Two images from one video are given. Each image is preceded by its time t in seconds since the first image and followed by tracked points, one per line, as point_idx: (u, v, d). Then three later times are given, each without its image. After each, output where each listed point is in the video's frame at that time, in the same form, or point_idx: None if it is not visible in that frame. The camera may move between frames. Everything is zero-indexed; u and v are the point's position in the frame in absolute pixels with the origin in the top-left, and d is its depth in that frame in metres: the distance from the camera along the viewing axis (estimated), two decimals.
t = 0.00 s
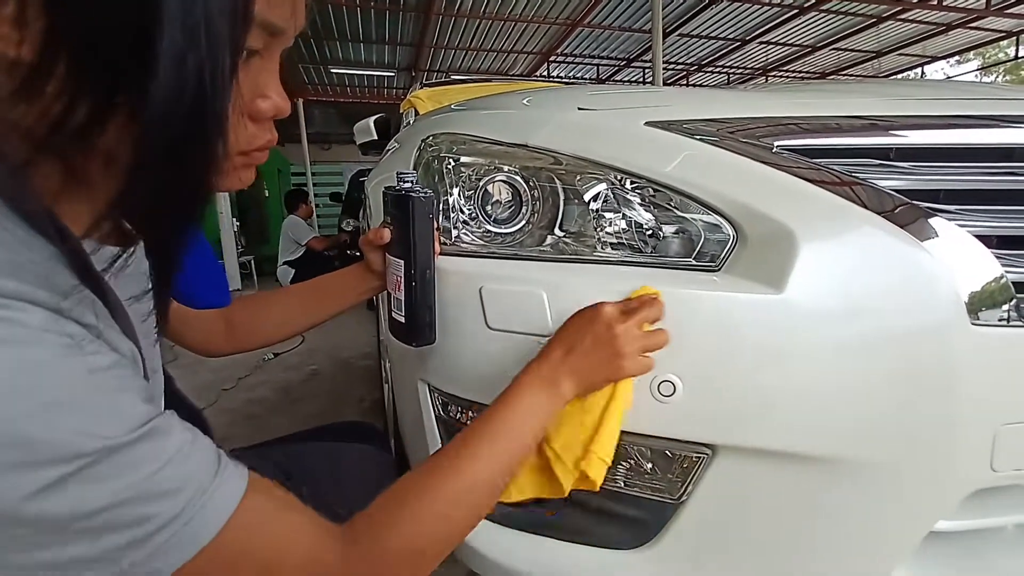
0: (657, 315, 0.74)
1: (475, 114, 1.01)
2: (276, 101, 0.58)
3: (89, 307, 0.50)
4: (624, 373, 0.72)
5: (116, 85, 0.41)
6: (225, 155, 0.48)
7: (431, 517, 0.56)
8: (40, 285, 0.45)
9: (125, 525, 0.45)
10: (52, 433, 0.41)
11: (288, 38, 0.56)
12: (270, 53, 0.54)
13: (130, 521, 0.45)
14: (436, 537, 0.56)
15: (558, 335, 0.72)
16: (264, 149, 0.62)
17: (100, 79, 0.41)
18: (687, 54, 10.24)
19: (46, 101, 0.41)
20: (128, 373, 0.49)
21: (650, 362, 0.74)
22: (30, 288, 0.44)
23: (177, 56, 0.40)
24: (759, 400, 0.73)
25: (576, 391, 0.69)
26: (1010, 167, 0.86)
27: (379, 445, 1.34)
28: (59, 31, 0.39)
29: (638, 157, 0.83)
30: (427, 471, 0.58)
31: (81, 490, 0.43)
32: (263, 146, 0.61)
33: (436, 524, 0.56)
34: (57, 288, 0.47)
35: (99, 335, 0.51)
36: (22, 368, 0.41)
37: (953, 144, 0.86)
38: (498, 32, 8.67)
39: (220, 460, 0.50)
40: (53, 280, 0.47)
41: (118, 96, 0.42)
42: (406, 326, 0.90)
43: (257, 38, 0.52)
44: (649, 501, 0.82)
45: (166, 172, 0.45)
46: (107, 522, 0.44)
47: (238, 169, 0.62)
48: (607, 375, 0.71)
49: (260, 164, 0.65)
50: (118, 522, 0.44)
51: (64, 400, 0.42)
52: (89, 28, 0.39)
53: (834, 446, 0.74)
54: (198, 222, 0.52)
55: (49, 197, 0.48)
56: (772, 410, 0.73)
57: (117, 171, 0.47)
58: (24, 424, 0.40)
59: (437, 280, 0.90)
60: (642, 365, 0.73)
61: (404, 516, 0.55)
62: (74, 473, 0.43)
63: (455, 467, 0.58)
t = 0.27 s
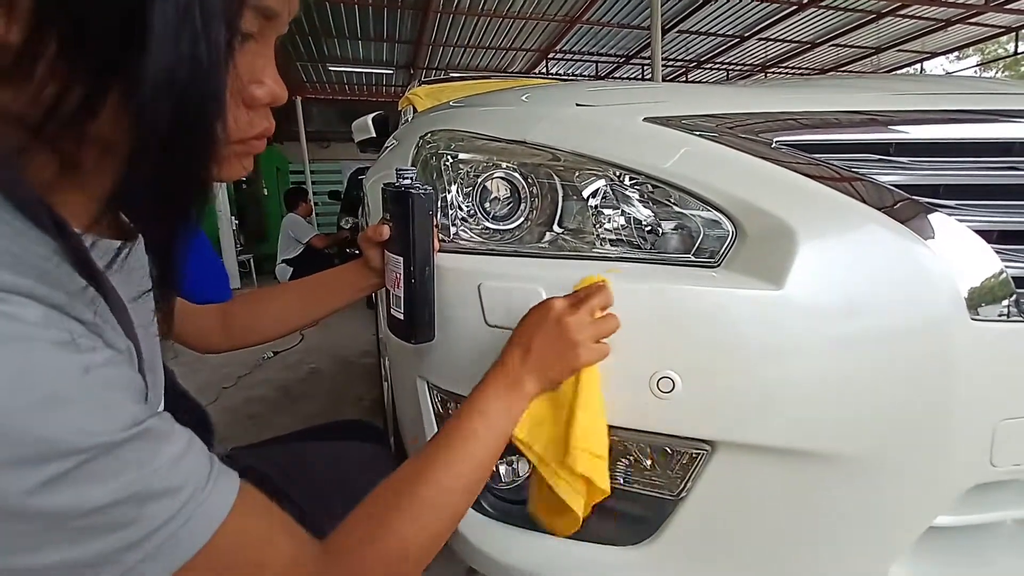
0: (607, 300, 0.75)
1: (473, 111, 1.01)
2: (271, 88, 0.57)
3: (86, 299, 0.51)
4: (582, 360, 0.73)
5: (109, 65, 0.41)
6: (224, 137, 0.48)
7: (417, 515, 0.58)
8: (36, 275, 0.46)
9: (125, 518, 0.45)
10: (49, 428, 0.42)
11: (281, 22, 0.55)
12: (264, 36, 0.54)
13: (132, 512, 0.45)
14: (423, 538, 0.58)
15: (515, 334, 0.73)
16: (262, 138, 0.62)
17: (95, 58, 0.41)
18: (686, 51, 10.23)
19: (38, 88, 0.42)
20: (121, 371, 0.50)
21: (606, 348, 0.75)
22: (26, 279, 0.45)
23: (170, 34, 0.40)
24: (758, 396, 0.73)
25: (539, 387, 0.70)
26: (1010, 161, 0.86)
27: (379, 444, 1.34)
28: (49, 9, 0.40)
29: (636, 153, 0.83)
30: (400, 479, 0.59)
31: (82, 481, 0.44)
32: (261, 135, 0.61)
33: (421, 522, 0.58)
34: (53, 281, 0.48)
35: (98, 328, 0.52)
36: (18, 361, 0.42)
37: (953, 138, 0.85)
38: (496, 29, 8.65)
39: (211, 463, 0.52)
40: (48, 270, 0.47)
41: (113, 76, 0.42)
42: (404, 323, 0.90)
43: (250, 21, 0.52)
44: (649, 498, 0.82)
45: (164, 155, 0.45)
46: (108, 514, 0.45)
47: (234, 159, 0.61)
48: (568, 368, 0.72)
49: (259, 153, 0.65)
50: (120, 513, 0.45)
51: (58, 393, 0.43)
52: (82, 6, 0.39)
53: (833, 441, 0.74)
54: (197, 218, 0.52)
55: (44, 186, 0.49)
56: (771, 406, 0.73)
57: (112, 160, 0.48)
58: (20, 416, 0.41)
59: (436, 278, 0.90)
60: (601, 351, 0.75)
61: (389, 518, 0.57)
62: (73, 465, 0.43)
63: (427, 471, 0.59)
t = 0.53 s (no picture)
0: (611, 294, 0.75)
1: (471, 109, 1.00)
2: (270, 78, 0.57)
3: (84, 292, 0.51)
4: (580, 354, 0.72)
5: (110, 55, 0.42)
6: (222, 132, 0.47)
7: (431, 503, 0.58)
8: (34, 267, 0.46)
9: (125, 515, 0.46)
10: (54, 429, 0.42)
11: (275, 11, 0.56)
12: (262, 23, 0.55)
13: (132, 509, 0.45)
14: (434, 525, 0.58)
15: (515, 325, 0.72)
16: (264, 131, 0.62)
17: (95, 47, 0.41)
18: (685, 50, 10.23)
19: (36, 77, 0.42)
20: (127, 363, 0.51)
21: (604, 342, 0.74)
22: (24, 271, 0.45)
23: (168, 23, 0.40)
24: (756, 394, 0.73)
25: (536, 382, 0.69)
26: (1009, 160, 0.86)
27: (378, 443, 1.34)
28: None
29: (635, 152, 0.83)
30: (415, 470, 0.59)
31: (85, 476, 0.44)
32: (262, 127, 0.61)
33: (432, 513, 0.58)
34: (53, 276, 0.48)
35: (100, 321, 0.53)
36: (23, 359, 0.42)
37: (951, 137, 0.85)
38: (495, 28, 8.65)
39: (215, 457, 0.52)
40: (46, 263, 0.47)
41: (113, 64, 0.42)
42: (402, 322, 0.90)
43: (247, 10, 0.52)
44: (647, 497, 0.82)
45: (163, 149, 0.45)
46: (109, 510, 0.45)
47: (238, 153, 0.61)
48: (563, 361, 0.71)
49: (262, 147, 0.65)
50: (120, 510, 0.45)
51: (63, 392, 0.43)
52: None
53: (832, 440, 0.74)
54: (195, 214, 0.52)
55: (44, 179, 0.50)
56: (770, 405, 0.73)
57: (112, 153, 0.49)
58: (25, 417, 0.41)
59: (434, 277, 0.89)
60: (597, 345, 0.73)
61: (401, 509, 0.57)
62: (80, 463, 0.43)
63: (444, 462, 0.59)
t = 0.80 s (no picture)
0: (729, 313, 0.73)
1: (471, 112, 1.01)
2: (272, 75, 0.57)
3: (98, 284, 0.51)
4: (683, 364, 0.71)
5: (111, 54, 0.41)
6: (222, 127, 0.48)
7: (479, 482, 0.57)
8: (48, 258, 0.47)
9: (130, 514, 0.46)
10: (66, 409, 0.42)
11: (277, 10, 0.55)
12: (262, 19, 0.54)
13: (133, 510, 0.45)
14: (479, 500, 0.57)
15: (619, 318, 0.73)
16: (266, 128, 0.62)
17: (94, 43, 0.41)
18: (684, 52, 10.24)
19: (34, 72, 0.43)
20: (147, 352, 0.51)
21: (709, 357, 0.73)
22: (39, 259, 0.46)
23: (165, 19, 0.40)
24: (755, 395, 0.73)
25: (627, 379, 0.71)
26: (1005, 161, 0.86)
27: (378, 445, 1.34)
28: None
29: (634, 153, 0.83)
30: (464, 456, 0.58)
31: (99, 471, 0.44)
32: (264, 123, 0.61)
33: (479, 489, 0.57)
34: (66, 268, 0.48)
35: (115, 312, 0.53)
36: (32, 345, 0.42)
37: (949, 138, 0.86)
38: (494, 29, 8.66)
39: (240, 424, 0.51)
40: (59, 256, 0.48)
41: (111, 62, 0.42)
42: (401, 324, 0.90)
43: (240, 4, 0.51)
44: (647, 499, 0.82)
45: (165, 142, 0.45)
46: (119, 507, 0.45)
47: (241, 149, 0.61)
48: (664, 365, 0.71)
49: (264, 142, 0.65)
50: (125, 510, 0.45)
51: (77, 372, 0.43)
52: None
53: (830, 440, 0.74)
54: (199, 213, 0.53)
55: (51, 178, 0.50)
56: (769, 406, 0.73)
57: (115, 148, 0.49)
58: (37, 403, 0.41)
59: (433, 279, 0.90)
60: (703, 359, 0.72)
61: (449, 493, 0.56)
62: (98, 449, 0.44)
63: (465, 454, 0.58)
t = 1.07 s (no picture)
0: (808, 372, 0.72)
1: (472, 115, 1.01)
2: (287, 84, 0.57)
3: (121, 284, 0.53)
4: (751, 417, 0.71)
5: (139, 65, 0.42)
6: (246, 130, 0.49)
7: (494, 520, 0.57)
8: (71, 256, 0.48)
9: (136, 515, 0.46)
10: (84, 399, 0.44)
11: (293, 23, 0.55)
12: (277, 33, 0.55)
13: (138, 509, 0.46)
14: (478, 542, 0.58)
15: (694, 353, 0.73)
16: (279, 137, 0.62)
17: (125, 56, 0.41)
18: (685, 54, 10.25)
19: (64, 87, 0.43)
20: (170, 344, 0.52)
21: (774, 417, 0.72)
22: (63, 257, 0.47)
23: (198, 30, 0.41)
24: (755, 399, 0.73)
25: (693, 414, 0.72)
26: (1004, 166, 0.86)
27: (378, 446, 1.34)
28: (81, 9, 0.40)
29: (635, 157, 0.83)
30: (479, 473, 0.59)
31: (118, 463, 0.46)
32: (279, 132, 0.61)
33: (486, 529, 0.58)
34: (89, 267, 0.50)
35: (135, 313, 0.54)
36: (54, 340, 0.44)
37: (949, 143, 0.86)
38: (495, 32, 8.68)
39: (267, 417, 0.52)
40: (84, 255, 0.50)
41: (141, 74, 0.42)
42: (403, 327, 0.90)
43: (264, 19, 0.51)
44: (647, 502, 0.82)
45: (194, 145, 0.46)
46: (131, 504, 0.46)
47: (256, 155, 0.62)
48: (733, 413, 0.71)
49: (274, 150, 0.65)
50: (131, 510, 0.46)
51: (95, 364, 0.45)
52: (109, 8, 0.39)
53: (829, 444, 0.75)
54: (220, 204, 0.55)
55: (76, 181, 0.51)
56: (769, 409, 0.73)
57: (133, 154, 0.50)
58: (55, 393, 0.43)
59: (434, 282, 0.90)
60: (766, 418, 0.71)
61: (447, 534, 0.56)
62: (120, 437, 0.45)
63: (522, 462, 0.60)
